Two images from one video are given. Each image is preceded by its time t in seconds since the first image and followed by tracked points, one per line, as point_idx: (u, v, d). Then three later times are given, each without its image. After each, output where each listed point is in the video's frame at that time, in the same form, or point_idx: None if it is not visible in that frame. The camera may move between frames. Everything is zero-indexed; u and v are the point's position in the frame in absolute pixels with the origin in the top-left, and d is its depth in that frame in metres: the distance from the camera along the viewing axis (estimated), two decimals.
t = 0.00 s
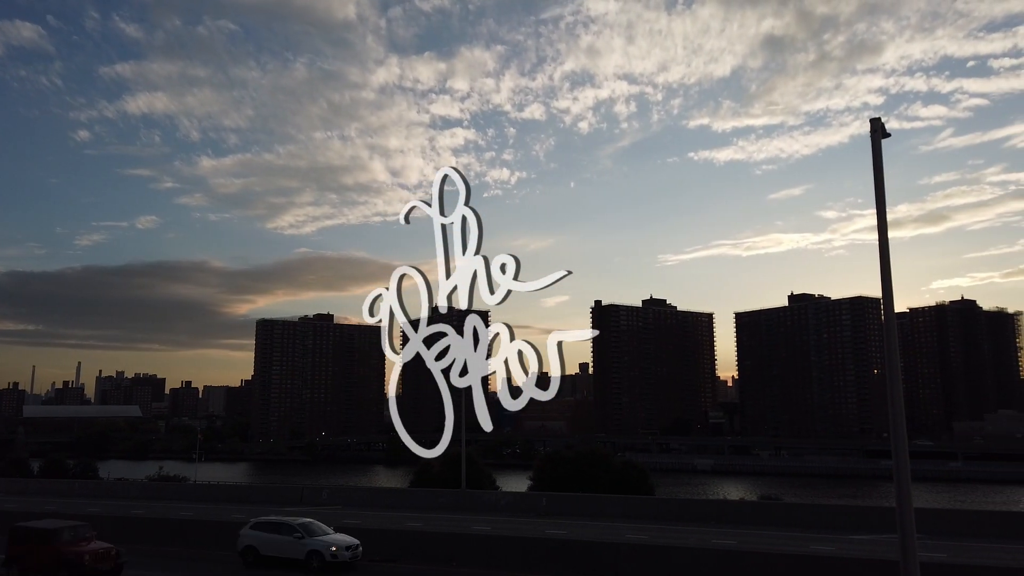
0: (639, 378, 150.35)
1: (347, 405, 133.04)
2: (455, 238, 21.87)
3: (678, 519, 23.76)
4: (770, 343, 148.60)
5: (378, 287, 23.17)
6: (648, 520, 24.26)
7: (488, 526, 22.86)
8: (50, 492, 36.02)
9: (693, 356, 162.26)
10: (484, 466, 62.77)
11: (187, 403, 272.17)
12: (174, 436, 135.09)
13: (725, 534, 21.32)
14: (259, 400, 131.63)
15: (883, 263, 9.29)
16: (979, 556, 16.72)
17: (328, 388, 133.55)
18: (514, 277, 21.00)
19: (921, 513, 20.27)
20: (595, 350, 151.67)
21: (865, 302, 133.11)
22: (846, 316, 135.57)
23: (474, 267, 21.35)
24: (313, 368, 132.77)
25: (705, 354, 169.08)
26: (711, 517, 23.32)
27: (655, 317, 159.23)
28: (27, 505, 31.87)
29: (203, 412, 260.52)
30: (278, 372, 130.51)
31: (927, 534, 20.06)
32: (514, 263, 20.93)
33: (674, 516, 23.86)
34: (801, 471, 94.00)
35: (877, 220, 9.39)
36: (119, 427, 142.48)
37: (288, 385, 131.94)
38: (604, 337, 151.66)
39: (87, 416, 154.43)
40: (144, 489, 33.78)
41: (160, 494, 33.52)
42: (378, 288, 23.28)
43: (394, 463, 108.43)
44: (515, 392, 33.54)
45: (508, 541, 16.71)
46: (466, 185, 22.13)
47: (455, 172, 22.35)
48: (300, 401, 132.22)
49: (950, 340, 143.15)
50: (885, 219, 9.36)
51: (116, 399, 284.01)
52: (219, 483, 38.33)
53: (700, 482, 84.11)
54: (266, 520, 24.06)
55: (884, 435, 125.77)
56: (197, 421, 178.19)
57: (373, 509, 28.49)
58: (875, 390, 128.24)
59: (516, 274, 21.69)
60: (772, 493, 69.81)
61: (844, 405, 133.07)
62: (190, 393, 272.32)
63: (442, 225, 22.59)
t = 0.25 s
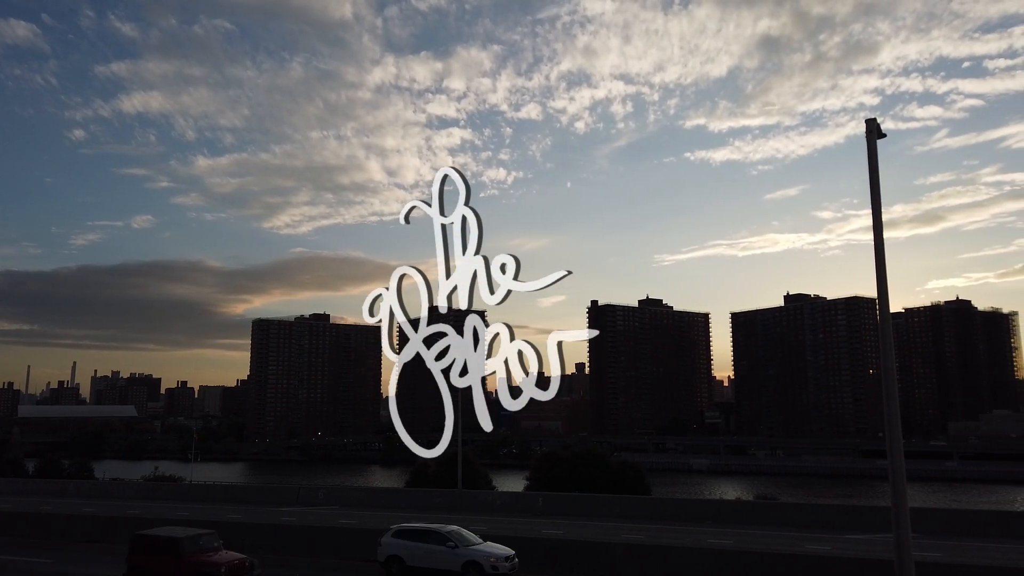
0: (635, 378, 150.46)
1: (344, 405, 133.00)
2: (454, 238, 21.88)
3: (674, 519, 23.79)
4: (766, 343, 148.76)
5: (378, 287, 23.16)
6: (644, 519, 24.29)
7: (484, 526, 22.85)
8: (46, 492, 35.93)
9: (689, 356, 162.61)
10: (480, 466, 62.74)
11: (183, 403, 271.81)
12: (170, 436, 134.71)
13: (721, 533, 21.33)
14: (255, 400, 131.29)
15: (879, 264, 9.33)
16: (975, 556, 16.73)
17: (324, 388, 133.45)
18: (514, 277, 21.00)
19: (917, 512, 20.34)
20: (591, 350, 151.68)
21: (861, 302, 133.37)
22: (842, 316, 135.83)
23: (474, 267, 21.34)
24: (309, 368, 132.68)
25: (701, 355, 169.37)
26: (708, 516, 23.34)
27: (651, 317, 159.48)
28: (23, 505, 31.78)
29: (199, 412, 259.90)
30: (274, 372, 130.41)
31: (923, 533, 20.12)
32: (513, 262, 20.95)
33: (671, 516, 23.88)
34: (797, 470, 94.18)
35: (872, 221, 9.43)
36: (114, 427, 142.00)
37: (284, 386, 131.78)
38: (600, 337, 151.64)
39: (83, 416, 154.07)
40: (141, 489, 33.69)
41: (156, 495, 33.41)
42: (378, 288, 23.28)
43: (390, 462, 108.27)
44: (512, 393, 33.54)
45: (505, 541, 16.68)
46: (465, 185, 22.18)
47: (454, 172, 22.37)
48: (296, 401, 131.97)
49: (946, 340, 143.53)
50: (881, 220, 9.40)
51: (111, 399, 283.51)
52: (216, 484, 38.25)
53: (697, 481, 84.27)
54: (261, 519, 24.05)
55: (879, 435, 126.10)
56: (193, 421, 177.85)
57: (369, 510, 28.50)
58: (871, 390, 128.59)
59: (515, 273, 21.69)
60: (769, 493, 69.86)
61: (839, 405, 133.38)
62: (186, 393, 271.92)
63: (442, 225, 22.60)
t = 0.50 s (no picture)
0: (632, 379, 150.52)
1: (340, 405, 132.89)
2: (454, 237, 21.87)
3: (671, 519, 23.79)
4: (763, 343, 148.91)
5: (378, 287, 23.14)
6: (640, 520, 24.32)
7: (481, 525, 22.87)
8: (42, 492, 35.84)
9: (686, 357, 162.75)
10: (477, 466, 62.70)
11: (179, 403, 271.49)
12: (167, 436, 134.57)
13: (718, 533, 21.33)
14: (252, 400, 131.02)
15: (876, 265, 9.34)
16: (971, 556, 16.75)
17: (321, 388, 133.30)
18: (514, 277, 21.00)
19: (913, 511, 20.40)
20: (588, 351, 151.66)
21: (858, 302, 133.50)
22: (839, 316, 135.96)
23: (473, 268, 21.33)
24: (306, 368, 132.57)
25: (698, 355, 169.54)
26: (705, 517, 23.34)
27: (648, 318, 159.60)
28: (19, 506, 31.72)
29: (196, 412, 259.68)
30: (271, 372, 130.28)
31: (919, 533, 20.16)
32: (514, 262, 20.92)
33: (668, 516, 23.89)
34: (794, 470, 94.29)
35: (868, 222, 9.45)
36: (110, 427, 141.67)
37: (280, 386, 131.62)
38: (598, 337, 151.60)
39: (79, 416, 153.70)
40: (137, 489, 33.63)
41: (152, 496, 33.34)
42: (378, 288, 23.26)
43: (387, 462, 108.07)
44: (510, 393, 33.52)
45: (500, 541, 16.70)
46: (465, 185, 22.15)
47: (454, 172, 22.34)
48: (293, 401, 131.77)
49: (942, 340, 143.83)
50: (877, 221, 9.41)
51: (108, 400, 283.19)
52: (212, 484, 38.21)
53: (694, 481, 84.36)
54: (259, 519, 24.04)
55: (876, 435, 126.34)
56: (190, 421, 177.56)
57: (366, 510, 28.49)
58: (868, 390, 128.79)
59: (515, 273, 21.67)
60: (766, 492, 69.86)
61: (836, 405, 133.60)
62: (183, 393, 271.62)
63: (442, 225, 22.59)
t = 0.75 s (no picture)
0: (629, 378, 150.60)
1: (337, 405, 132.79)
2: (455, 237, 21.78)
3: (668, 519, 23.81)
4: (759, 343, 149.08)
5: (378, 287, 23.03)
6: (637, 520, 24.34)
7: (478, 526, 22.88)
8: (38, 492, 35.74)
9: (683, 356, 162.92)
10: (474, 466, 62.75)
11: (175, 403, 271.30)
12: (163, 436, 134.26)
13: (715, 533, 21.35)
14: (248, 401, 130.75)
15: (871, 265, 9.36)
16: (967, 556, 16.78)
17: (317, 388, 133.17)
18: (514, 277, 20.92)
19: (908, 512, 20.45)
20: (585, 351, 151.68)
21: (853, 302, 133.67)
22: (835, 316, 136.14)
23: (473, 268, 21.28)
24: (303, 368, 132.47)
25: (695, 355, 169.69)
26: (702, 517, 23.37)
27: (645, 318, 159.72)
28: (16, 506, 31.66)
29: (192, 412, 259.58)
30: (267, 372, 130.15)
31: (916, 533, 20.19)
32: (513, 262, 20.87)
33: (665, 516, 23.91)
34: (790, 470, 94.41)
35: (865, 222, 9.46)
36: (106, 427, 141.35)
37: (277, 386, 131.46)
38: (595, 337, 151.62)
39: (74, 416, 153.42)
40: (133, 489, 33.56)
41: (148, 496, 33.26)
42: (378, 288, 23.15)
43: (384, 462, 107.90)
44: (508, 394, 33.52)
45: (498, 541, 16.69)
46: (465, 185, 22.08)
47: (454, 172, 22.26)
48: (289, 401, 131.61)
49: (938, 340, 144.18)
50: (874, 221, 9.42)
51: (103, 399, 282.95)
52: (209, 483, 38.16)
53: (690, 481, 84.45)
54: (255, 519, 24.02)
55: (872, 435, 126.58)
56: (186, 421, 177.37)
57: (363, 510, 28.47)
58: (864, 390, 128.95)
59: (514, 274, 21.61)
60: (763, 492, 69.92)
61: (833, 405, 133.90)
62: (179, 393, 271.43)
63: (442, 225, 22.53)
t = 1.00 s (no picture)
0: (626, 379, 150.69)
1: (335, 406, 132.86)
2: (455, 237, 21.79)
3: (665, 519, 23.84)
4: (756, 344, 149.26)
5: (378, 287, 23.02)
6: (634, 519, 24.37)
7: (476, 526, 22.89)
8: (35, 492, 35.64)
9: (680, 357, 163.10)
10: (472, 466, 62.71)
11: (172, 403, 271.11)
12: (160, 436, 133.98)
13: (712, 533, 21.38)
14: (245, 401, 130.41)
15: (869, 266, 9.38)
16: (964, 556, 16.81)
17: (314, 389, 133.11)
18: (514, 277, 20.93)
19: (905, 511, 20.51)
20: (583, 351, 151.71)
21: (850, 302, 133.88)
22: (832, 316, 136.37)
23: (473, 268, 21.29)
24: (300, 368, 132.36)
25: (693, 355, 169.85)
26: (698, 517, 23.41)
27: (642, 318, 159.82)
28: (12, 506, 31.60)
29: (189, 412, 259.49)
30: (264, 372, 129.93)
31: (912, 533, 20.25)
32: (513, 262, 20.88)
33: (662, 516, 23.93)
34: (787, 470, 94.54)
35: (862, 223, 9.48)
36: (103, 427, 141.08)
37: (274, 386, 131.20)
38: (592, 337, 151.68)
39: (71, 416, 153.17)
40: (130, 489, 33.49)
41: (145, 496, 33.21)
42: (378, 288, 23.14)
43: (381, 462, 107.79)
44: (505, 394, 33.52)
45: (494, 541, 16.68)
46: (465, 185, 22.08)
47: (454, 172, 22.26)
48: (287, 401, 131.42)
49: (935, 340, 144.53)
50: (871, 221, 9.45)
51: (100, 400, 282.74)
52: (206, 483, 38.10)
53: (688, 481, 84.49)
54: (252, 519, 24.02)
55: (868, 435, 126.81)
56: (183, 421, 177.17)
57: (360, 510, 28.45)
58: (860, 390, 129.22)
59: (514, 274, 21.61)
60: (760, 492, 70.02)
61: (829, 405, 134.08)
62: (176, 393, 271.24)
63: (442, 225, 22.52)
